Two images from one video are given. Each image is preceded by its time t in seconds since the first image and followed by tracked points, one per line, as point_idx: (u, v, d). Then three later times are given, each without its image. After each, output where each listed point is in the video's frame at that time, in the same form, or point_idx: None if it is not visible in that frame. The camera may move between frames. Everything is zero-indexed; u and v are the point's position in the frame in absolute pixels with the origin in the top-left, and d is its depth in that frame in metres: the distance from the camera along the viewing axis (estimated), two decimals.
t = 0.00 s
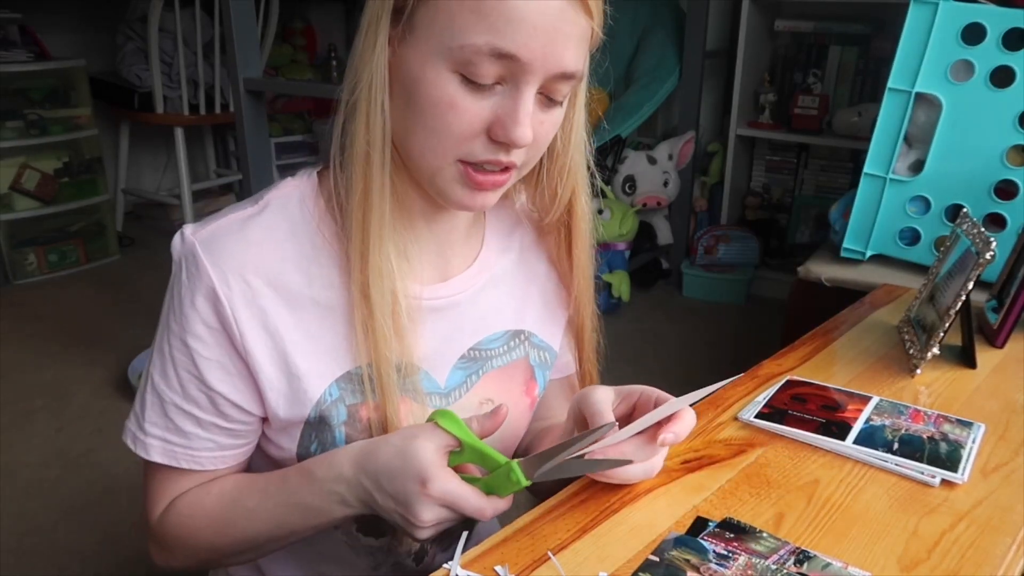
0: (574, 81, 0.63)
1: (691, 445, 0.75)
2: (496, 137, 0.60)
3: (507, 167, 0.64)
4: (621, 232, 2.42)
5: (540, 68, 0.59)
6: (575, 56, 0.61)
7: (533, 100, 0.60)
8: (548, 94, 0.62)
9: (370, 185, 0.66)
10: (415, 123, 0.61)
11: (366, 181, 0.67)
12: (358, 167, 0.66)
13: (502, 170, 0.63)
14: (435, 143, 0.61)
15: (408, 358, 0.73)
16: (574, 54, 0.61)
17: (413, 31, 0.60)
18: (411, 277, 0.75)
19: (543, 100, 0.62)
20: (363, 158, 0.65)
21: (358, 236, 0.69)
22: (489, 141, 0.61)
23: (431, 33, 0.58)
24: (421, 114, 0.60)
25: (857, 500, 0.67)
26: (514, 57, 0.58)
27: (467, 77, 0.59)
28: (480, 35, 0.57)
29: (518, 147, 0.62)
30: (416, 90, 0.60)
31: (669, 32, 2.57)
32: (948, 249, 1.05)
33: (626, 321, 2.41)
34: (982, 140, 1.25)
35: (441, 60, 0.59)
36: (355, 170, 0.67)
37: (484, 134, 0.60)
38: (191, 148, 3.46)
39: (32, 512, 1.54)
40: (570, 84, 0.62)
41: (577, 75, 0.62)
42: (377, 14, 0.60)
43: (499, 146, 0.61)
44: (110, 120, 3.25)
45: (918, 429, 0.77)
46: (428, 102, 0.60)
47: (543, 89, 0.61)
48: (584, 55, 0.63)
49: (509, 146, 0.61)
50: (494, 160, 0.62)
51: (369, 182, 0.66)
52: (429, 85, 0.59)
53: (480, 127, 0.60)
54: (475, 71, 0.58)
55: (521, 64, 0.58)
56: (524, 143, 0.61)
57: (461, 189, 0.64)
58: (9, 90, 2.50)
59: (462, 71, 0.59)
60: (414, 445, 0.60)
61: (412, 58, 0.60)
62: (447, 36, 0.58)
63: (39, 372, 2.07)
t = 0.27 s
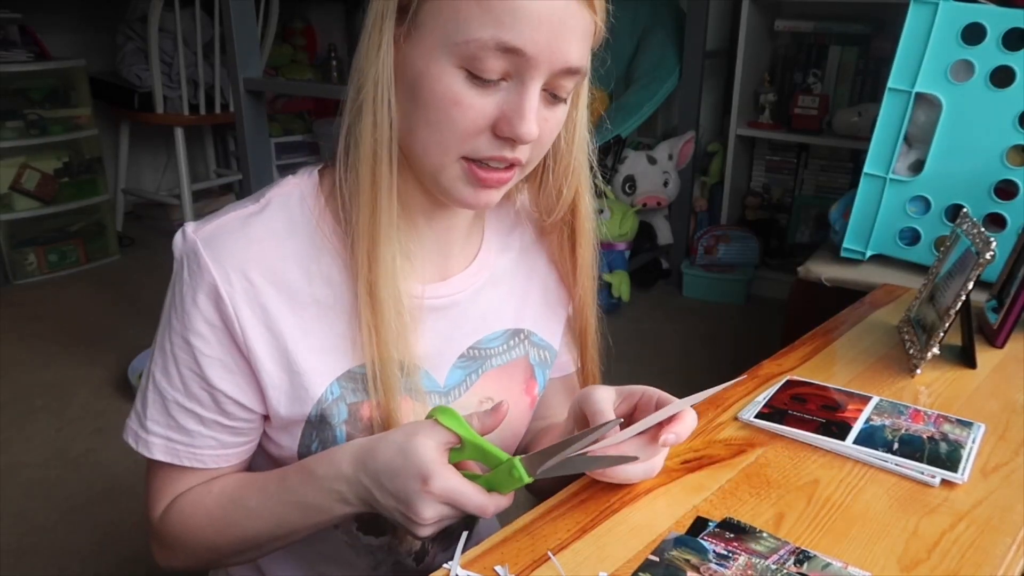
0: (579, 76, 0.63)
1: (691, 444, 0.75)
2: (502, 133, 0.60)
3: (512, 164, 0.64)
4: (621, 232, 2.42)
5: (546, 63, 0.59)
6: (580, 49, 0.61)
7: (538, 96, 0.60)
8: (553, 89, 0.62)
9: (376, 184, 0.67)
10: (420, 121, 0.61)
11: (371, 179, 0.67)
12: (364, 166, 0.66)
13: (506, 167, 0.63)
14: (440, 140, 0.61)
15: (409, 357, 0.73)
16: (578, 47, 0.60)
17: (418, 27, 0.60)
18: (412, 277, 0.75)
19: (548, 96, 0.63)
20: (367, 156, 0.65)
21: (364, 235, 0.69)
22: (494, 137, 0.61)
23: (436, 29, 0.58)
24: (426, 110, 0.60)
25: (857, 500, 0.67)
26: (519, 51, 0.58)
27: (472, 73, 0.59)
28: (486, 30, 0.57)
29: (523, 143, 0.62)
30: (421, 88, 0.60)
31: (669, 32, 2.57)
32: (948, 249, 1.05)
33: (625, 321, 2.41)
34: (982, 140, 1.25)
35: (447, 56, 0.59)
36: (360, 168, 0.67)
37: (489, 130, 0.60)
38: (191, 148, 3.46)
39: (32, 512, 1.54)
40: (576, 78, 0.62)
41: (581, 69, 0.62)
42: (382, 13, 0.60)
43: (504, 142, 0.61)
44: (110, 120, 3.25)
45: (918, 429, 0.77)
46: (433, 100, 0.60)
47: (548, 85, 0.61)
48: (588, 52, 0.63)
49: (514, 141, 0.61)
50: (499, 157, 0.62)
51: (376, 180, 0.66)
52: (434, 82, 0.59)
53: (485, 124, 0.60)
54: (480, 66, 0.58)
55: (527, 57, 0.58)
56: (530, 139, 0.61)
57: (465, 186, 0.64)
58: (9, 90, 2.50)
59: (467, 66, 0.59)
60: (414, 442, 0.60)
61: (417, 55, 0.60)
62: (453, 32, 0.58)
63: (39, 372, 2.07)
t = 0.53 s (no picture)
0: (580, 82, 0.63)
1: (691, 444, 0.75)
2: (502, 139, 0.60)
3: (512, 168, 0.64)
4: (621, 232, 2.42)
5: (549, 71, 0.59)
6: (582, 58, 0.61)
7: (540, 103, 0.60)
8: (555, 95, 0.62)
9: (375, 185, 0.66)
10: (421, 124, 0.61)
11: (371, 182, 0.67)
12: (365, 167, 0.66)
13: (506, 173, 0.63)
14: (442, 144, 0.61)
15: (409, 356, 0.73)
16: (580, 56, 0.61)
17: (421, 32, 0.59)
18: (411, 277, 0.75)
19: (549, 102, 0.63)
20: (369, 157, 0.65)
21: (364, 235, 0.69)
22: (495, 143, 0.61)
23: (439, 34, 0.58)
24: (428, 114, 0.60)
25: (857, 500, 0.67)
26: (522, 59, 0.57)
27: (474, 79, 0.59)
28: (490, 37, 0.57)
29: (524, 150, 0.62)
30: (423, 92, 0.60)
31: (669, 32, 2.57)
32: (948, 249, 1.05)
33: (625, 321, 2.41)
34: (982, 140, 1.25)
35: (450, 62, 0.59)
36: (361, 169, 0.67)
37: (490, 135, 0.60)
38: (191, 148, 3.46)
39: (31, 512, 1.54)
40: (577, 86, 0.62)
41: (583, 77, 0.62)
42: (384, 15, 0.60)
43: (505, 148, 0.61)
44: (110, 120, 3.25)
45: (918, 429, 0.77)
46: (434, 104, 0.60)
47: (549, 91, 0.61)
48: (590, 59, 0.63)
49: (515, 147, 0.61)
50: (499, 162, 0.62)
51: (376, 182, 0.66)
52: (437, 87, 0.59)
53: (486, 129, 0.60)
54: (483, 73, 0.58)
55: (530, 66, 0.58)
56: (530, 146, 0.61)
57: (467, 190, 0.64)
58: (9, 90, 2.50)
59: (470, 73, 0.59)
60: (414, 440, 0.60)
61: (419, 60, 0.60)
62: (457, 37, 0.58)
63: (38, 372, 2.07)
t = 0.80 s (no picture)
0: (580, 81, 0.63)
1: (691, 445, 0.75)
2: (503, 138, 0.60)
3: (513, 168, 0.64)
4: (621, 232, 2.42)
5: (549, 70, 0.59)
6: (582, 57, 0.61)
7: (541, 102, 0.60)
8: (555, 94, 0.62)
9: (376, 186, 0.67)
10: (422, 124, 0.61)
11: (372, 182, 0.67)
12: (365, 168, 0.66)
13: (508, 172, 0.63)
14: (443, 144, 0.61)
15: (409, 357, 0.73)
16: (581, 55, 0.61)
17: (421, 32, 0.60)
18: (411, 277, 0.75)
19: (550, 101, 0.63)
20: (370, 158, 0.65)
21: (364, 236, 0.69)
22: (495, 142, 0.61)
23: (439, 34, 0.58)
24: (429, 114, 0.60)
25: (857, 501, 0.67)
26: (523, 58, 0.58)
27: (475, 79, 0.59)
28: (490, 37, 0.57)
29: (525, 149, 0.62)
30: (423, 92, 0.60)
31: (669, 32, 2.57)
32: (948, 249, 1.05)
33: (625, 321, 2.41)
34: (982, 140, 1.25)
35: (450, 62, 0.59)
36: (361, 170, 0.67)
37: (491, 135, 0.60)
38: (191, 148, 3.46)
39: (31, 512, 1.54)
40: (577, 84, 0.62)
41: (583, 76, 0.62)
42: (384, 16, 0.60)
43: (506, 147, 0.61)
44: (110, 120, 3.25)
45: (919, 429, 0.77)
46: (435, 104, 0.60)
47: (550, 90, 0.61)
48: (591, 57, 0.63)
49: (516, 146, 0.61)
50: (500, 161, 0.62)
51: (377, 182, 0.66)
52: (438, 87, 0.59)
53: (487, 129, 0.60)
54: (483, 72, 0.58)
55: (530, 65, 0.58)
56: (531, 145, 0.61)
57: (468, 190, 0.64)
58: (9, 90, 2.50)
59: (471, 72, 0.59)
60: (415, 441, 0.60)
61: (420, 59, 0.60)
62: (457, 37, 0.58)
63: (38, 373, 2.07)
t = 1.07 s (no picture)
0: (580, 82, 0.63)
1: (691, 445, 0.75)
2: (503, 138, 0.60)
3: (513, 168, 0.64)
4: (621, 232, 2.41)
5: (549, 70, 0.59)
6: (582, 57, 0.61)
7: (541, 102, 0.60)
8: (555, 94, 0.62)
9: (376, 186, 0.67)
10: (422, 125, 0.61)
11: (372, 182, 0.67)
12: (365, 169, 0.66)
13: (508, 173, 0.63)
14: (443, 145, 0.61)
15: (409, 357, 0.73)
16: (580, 55, 0.60)
17: (420, 33, 0.59)
18: (411, 277, 0.75)
19: (550, 101, 0.63)
20: (369, 159, 0.65)
21: (364, 236, 0.69)
22: (495, 143, 0.61)
23: (439, 35, 0.58)
24: (429, 115, 0.60)
25: (857, 501, 0.67)
26: (523, 59, 0.58)
27: (475, 79, 0.59)
28: (490, 37, 0.57)
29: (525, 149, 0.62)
30: (423, 93, 0.60)
31: (669, 32, 2.57)
32: (948, 249, 1.05)
33: (625, 321, 2.41)
34: (982, 140, 1.25)
35: (450, 62, 0.59)
36: (361, 170, 0.67)
37: (491, 135, 0.60)
38: (191, 148, 3.46)
39: (31, 512, 1.54)
40: (577, 84, 0.62)
41: (583, 76, 0.62)
42: (384, 16, 0.60)
43: (506, 147, 0.61)
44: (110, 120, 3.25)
45: (919, 429, 0.77)
46: (435, 105, 0.60)
47: (549, 90, 0.61)
48: (591, 58, 0.63)
49: (516, 147, 0.61)
50: (500, 162, 0.62)
51: (377, 182, 0.66)
52: (437, 88, 0.59)
53: (487, 130, 0.60)
54: (483, 73, 0.58)
55: (530, 65, 0.58)
56: (531, 145, 0.61)
57: (468, 191, 0.64)
58: (9, 90, 2.50)
59: (470, 72, 0.59)
60: (415, 441, 0.60)
61: (419, 60, 0.60)
62: (457, 38, 0.58)
63: (38, 373, 2.07)
